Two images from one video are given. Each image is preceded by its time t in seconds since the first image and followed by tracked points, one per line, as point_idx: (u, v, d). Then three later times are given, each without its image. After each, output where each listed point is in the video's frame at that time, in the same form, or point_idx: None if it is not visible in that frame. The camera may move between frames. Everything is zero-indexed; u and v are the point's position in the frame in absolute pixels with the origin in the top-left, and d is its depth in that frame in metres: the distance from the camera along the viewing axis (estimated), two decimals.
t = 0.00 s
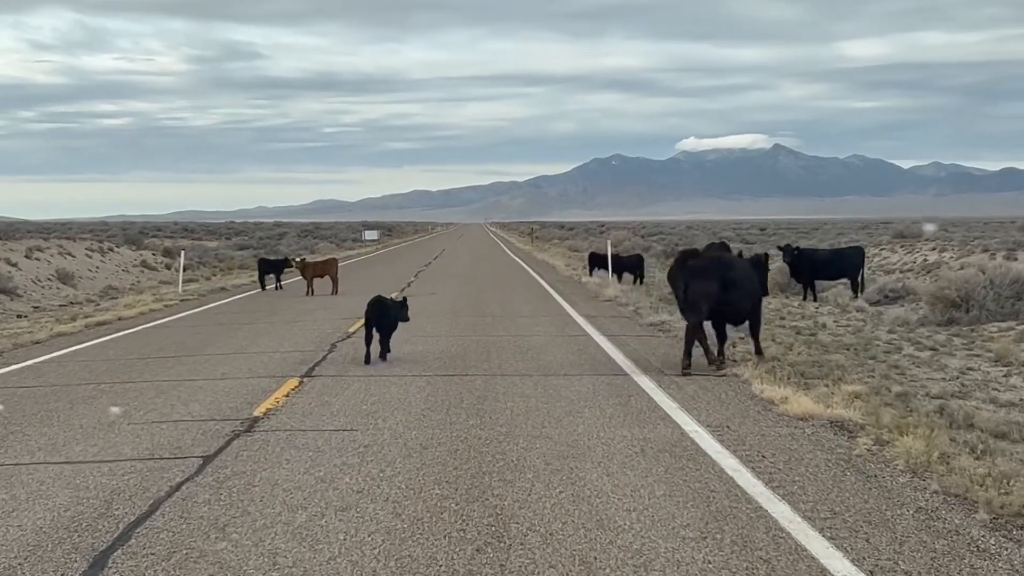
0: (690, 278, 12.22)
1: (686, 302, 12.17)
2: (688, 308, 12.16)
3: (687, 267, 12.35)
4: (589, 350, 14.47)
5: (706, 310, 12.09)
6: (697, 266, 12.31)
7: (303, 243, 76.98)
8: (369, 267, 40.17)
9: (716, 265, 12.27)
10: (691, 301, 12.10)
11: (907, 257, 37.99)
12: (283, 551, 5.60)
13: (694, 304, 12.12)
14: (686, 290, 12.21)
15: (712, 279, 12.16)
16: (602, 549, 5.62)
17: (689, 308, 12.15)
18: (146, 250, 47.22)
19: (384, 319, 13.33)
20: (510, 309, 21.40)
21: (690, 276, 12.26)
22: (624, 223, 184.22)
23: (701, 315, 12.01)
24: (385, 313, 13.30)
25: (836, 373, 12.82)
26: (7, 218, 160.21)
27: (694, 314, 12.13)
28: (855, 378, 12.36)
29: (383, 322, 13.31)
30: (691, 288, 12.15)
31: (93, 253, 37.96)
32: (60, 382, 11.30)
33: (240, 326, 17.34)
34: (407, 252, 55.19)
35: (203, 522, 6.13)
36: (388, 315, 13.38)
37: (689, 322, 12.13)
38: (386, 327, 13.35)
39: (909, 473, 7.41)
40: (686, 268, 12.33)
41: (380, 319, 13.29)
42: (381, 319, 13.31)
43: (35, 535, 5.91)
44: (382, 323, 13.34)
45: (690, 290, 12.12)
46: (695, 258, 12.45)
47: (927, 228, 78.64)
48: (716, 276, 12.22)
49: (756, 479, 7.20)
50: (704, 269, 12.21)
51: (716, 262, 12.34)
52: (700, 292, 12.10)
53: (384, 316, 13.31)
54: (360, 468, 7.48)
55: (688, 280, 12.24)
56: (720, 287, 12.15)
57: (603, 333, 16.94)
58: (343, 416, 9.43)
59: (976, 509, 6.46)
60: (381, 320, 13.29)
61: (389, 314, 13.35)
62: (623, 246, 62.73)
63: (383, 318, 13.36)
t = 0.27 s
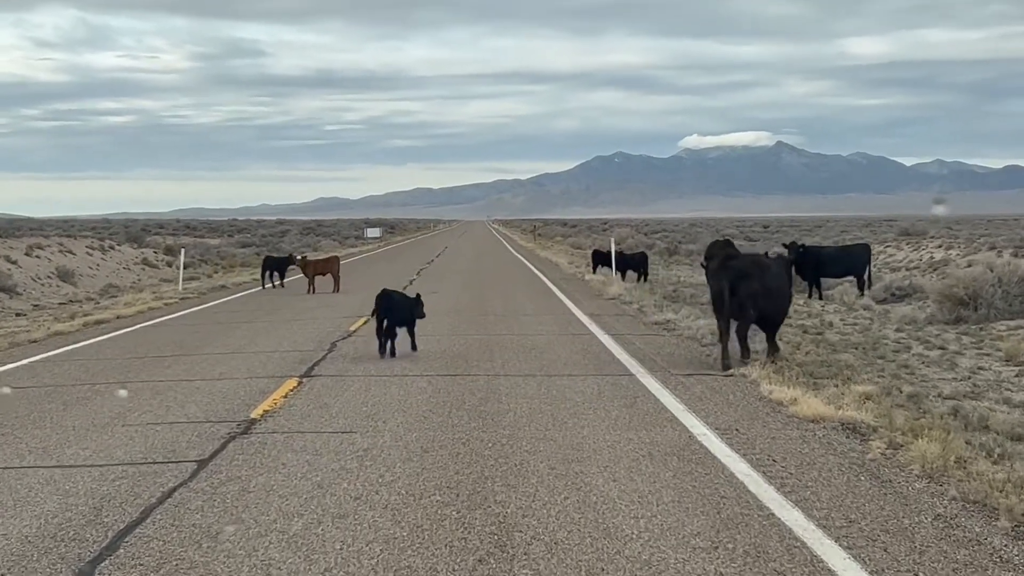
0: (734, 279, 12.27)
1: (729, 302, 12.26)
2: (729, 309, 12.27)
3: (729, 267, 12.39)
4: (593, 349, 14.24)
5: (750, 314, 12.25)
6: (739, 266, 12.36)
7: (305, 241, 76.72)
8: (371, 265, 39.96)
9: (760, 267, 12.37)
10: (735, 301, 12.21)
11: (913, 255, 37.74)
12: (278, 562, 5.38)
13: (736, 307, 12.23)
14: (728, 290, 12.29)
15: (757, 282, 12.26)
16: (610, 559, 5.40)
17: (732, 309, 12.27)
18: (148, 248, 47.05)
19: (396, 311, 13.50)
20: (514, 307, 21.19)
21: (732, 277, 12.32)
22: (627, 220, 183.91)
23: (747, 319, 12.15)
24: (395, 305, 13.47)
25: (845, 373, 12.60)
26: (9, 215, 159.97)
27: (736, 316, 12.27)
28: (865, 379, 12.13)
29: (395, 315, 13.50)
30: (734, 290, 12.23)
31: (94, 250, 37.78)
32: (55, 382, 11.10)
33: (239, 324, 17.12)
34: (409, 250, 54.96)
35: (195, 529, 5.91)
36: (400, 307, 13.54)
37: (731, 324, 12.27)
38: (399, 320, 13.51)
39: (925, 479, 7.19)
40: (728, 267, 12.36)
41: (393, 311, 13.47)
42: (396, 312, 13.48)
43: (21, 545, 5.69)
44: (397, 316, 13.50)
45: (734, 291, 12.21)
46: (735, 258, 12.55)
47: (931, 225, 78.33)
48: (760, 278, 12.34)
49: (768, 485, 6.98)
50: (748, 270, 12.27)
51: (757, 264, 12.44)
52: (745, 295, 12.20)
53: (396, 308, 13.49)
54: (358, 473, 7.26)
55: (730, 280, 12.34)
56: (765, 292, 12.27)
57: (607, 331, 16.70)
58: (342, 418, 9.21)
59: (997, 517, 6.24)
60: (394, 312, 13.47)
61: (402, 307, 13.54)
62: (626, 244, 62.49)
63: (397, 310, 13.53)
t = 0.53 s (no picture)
0: (770, 282, 12.45)
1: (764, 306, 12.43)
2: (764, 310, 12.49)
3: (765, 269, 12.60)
4: (597, 349, 14.00)
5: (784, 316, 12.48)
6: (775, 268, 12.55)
7: (307, 239, 76.52)
8: (373, 263, 39.75)
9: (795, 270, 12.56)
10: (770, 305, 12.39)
11: (920, 253, 37.47)
12: None
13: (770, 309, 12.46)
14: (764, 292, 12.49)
15: (792, 285, 12.45)
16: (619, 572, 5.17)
17: (767, 312, 12.45)
18: (149, 246, 46.86)
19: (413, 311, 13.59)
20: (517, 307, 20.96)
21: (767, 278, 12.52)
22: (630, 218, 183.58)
23: (783, 322, 12.41)
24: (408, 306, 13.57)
25: (854, 375, 12.37)
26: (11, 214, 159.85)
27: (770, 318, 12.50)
28: (876, 381, 11.88)
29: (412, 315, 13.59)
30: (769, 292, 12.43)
31: (95, 249, 37.58)
32: (50, 383, 10.88)
33: (239, 324, 16.90)
34: (412, 248, 54.77)
35: (185, 540, 5.68)
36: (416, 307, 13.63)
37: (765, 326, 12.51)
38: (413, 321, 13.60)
39: (943, 486, 6.96)
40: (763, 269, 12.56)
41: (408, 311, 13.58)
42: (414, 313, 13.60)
43: (4, 557, 5.45)
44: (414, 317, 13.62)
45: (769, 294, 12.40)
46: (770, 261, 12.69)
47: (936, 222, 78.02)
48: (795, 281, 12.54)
49: (781, 494, 6.75)
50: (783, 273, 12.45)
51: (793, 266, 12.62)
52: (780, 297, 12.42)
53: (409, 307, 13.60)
54: (356, 480, 7.03)
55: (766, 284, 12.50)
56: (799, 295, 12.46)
57: (612, 331, 16.47)
58: (341, 421, 9.00)
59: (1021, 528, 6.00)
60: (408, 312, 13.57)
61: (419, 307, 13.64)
62: (629, 242, 62.25)
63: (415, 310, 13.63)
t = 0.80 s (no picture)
0: (806, 282, 13.64)
1: (801, 303, 13.58)
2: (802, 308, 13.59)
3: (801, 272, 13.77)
4: (603, 351, 13.76)
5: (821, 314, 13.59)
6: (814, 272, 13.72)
7: (310, 237, 76.31)
8: (376, 262, 39.54)
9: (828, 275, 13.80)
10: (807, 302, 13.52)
11: (927, 252, 37.17)
12: None
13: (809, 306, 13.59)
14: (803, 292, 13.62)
15: (828, 285, 13.61)
16: None
17: (804, 308, 13.53)
18: (152, 245, 46.69)
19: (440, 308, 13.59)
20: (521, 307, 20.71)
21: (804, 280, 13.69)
22: (634, 217, 183.16)
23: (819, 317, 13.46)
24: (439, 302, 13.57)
25: (866, 378, 12.12)
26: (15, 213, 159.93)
27: (809, 314, 13.58)
28: (888, 385, 11.64)
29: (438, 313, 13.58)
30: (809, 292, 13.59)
31: (97, 248, 37.39)
32: (45, 386, 10.65)
33: (239, 325, 16.67)
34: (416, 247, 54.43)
35: (174, 555, 5.42)
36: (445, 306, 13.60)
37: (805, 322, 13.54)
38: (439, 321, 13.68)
39: (965, 496, 6.70)
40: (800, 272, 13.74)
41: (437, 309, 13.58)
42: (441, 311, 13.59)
43: None
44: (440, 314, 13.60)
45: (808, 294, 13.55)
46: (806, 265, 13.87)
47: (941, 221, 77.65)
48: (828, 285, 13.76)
49: (796, 505, 6.51)
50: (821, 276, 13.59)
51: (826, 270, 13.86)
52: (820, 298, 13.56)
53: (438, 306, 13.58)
54: (355, 489, 6.79)
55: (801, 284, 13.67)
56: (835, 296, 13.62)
57: (617, 332, 16.22)
58: (340, 426, 8.76)
59: None
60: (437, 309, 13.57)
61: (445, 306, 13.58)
62: (634, 241, 61.98)
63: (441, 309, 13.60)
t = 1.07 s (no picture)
0: (839, 279, 13.47)
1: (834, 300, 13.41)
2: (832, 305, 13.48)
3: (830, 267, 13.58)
4: (609, 352, 13.50)
5: (850, 312, 13.54)
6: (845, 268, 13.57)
7: (313, 237, 76.04)
8: (379, 262, 39.28)
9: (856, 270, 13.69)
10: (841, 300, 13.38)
11: (935, 251, 36.85)
12: None
13: (838, 304, 13.49)
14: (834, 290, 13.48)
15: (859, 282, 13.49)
16: None
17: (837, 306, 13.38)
18: (154, 245, 46.46)
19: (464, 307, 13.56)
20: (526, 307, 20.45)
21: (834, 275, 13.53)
22: (639, 216, 182.81)
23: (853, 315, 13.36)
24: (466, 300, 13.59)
25: (880, 382, 11.87)
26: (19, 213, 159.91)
27: (842, 312, 13.44)
28: (903, 388, 11.38)
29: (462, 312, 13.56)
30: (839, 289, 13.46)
31: (99, 248, 37.16)
32: (40, 390, 10.41)
33: (240, 326, 16.43)
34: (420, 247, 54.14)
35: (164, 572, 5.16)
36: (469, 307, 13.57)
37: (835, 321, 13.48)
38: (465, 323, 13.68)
39: (989, 507, 6.45)
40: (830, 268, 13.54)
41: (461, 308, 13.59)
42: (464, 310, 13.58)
43: None
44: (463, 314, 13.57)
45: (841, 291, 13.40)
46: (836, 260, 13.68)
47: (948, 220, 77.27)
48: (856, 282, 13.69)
49: (814, 516, 6.26)
50: (851, 271, 13.43)
51: (853, 265, 13.73)
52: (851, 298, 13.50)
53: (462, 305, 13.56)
54: (355, 500, 6.54)
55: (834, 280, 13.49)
56: (863, 294, 13.54)
57: (624, 333, 15.97)
58: (341, 432, 8.50)
59: None
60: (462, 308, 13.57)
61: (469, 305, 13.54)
62: (638, 240, 61.65)
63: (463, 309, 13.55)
